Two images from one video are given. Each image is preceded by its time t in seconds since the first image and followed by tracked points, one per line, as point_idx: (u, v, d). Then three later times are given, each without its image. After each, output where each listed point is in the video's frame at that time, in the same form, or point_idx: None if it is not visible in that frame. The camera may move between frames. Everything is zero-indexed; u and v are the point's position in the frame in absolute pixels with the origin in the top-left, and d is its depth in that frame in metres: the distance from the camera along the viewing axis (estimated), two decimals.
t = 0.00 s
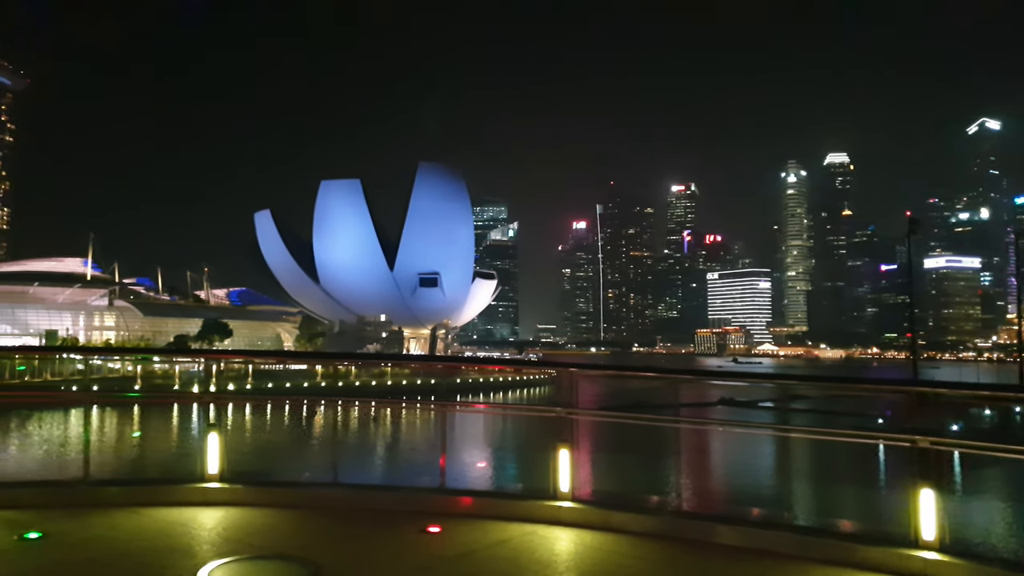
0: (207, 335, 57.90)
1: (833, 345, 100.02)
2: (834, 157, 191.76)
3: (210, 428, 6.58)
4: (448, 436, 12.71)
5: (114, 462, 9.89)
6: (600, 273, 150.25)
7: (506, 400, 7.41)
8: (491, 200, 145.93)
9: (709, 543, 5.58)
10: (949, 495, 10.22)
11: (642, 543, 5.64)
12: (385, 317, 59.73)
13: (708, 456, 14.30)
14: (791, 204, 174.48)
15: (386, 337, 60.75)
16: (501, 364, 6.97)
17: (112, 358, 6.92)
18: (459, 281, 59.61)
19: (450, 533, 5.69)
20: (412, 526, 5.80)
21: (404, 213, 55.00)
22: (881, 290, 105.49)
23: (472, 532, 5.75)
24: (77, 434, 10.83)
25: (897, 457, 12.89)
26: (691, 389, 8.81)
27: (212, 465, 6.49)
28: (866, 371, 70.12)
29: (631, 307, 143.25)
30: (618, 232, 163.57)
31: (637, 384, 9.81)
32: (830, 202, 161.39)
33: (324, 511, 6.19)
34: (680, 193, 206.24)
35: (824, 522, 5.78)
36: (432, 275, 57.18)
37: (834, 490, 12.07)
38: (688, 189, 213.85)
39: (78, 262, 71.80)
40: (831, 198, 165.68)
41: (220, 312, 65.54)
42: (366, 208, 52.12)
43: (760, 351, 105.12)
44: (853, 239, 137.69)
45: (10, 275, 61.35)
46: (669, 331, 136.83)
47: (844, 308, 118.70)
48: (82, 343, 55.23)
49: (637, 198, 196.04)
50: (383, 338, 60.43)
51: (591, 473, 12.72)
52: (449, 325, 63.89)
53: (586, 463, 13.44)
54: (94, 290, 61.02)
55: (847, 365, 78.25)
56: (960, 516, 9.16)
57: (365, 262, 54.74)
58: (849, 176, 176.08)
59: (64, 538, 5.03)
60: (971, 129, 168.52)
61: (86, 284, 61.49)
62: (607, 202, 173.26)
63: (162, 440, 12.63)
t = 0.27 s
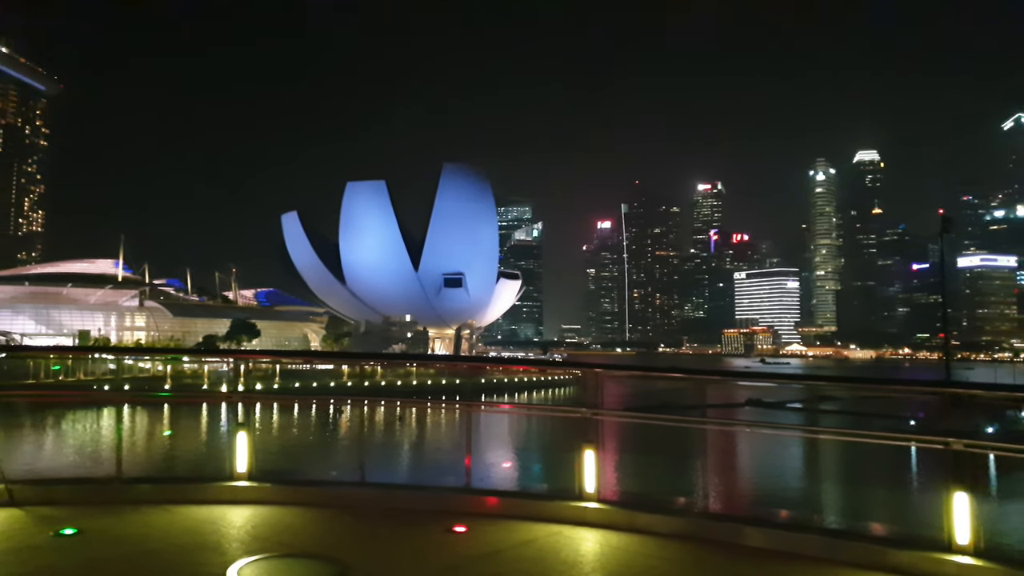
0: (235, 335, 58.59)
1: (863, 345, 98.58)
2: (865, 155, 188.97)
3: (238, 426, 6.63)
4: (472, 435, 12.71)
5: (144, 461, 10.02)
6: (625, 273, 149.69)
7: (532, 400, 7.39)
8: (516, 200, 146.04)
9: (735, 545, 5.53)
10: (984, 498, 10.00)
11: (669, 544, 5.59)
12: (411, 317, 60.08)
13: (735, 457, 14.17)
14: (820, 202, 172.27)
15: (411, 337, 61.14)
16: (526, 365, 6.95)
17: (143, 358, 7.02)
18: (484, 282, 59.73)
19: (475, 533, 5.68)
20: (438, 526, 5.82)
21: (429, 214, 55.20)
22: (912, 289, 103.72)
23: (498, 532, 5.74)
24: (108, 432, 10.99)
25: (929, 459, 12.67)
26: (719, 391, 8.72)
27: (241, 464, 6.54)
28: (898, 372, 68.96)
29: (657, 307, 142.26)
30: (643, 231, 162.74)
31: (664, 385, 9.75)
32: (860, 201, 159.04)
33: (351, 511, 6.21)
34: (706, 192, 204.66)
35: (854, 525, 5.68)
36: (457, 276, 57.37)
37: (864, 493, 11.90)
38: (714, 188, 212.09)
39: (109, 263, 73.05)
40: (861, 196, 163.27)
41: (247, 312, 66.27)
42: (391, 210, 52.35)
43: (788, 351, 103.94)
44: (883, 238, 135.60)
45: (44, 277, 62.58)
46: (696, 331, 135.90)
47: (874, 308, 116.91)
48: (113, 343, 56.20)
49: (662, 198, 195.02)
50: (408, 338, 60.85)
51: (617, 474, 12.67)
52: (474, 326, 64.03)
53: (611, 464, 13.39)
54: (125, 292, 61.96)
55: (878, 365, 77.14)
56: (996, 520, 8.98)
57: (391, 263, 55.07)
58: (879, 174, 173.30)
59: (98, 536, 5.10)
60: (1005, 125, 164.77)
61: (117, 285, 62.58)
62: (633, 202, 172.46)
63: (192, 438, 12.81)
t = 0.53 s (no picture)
0: (265, 335, 59.26)
1: (896, 346, 97.05)
2: (897, 152, 185.89)
3: (268, 427, 6.71)
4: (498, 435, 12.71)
5: (178, 460, 10.15)
6: (652, 273, 148.95)
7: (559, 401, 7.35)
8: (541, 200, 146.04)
9: (764, 546, 5.47)
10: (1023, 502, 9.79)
11: (697, 546, 5.55)
12: (437, 317, 60.44)
13: (764, 458, 14.04)
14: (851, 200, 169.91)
15: (438, 337, 61.56)
16: (553, 365, 6.92)
17: (174, 358, 7.12)
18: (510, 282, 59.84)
19: (503, 533, 5.68)
20: (466, 525, 5.83)
21: (455, 214, 55.32)
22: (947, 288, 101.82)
23: (525, 532, 5.74)
24: (143, 432, 11.17)
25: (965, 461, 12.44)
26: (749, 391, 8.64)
27: (271, 463, 6.61)
28: (932, 373, 67.80)
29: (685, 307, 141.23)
30: (671, 231, 161.72)
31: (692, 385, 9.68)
32: (893, 198, 156.47)
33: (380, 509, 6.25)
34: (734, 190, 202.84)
35: (887, 527, 5.59)
36: (483, 276, 57.58)
37: (897, 495, 11.73)
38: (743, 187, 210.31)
39: (142, 265, 74.21)
40: (893, 194, 160.64)
41: (277, 313, 66.97)
42: (417, 211, 52.57)
43: (818, 351, 102.64)
44: (916, 236, 133.29)
45: (79, 279, 63.74)
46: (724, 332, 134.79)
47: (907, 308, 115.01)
48: (146, 343, 57.11)
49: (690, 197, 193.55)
50: (435, 338, 61.28)
51: (644, 474, 12.61)
52: (500, 326, 64.16)
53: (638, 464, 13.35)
54: (157, 293, 62.87)
55: (912, 366, 75.79)
56: None
57: (417, 263, 55.40)
58: (912, 171, 170.44)
59: (134, 533, 5.20)
60: None
61: (150, 287, 63.55)
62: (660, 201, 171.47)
63: (222, 438, 13.00)
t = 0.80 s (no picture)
0: (295, 336, 59.85)
1: (931, 346, 95.16)
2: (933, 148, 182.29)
3: (298, 426, 6.76)
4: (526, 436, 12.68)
5: (209, 458, 10.26)
6: (680, 272, 147.94)
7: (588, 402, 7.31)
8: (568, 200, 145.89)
9: (796, 549, 5.39)
10: None
11: (728, 547, 5.48)
12: (464, 317, 60.64)
13: (795, 460, 13.84)
14: (884, 198, 167.01)
15: (465, 337, 61.78)
16: (580, 365, 6.87)
17: (206, 358, 7.21)
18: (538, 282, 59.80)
19: (531, 533, 5.67)
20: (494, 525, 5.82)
21: (482, 214, 55.39)
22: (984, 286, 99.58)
23: (553, 532, 5.71)
24: (176, 430, 11.31)
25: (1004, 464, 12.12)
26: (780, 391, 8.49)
27: (301, 461, 6.66)
28: (970, 373, 66.25)
29: (715, 307, 139.96)
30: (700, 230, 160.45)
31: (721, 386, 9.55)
32: (928, 195, 153.39)
33: (409, 508, 6.26)
34: (765, 188, 200.47)
35: (921, 531, 5.47)
36: (510, 276, 57.62)
37: (933, 499, 11.48)
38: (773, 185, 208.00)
39: (174, 266, 75.32)
40: (928, 191, 157.57)
41: (306, 313, 67.57)
42: (444, 211, 52.76)
43: (851, 351, 101.07)
44: (953, 233, 130.57)
45: (113, 280, 64.89)
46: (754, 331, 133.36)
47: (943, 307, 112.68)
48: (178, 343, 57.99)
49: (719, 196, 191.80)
50: (462, 338, 61.53)
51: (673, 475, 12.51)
52: (527, 326, 64.10)
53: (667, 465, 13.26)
54: (189, 293, 63.77)
55: (949, 366, 74.17)
56: None
57: (444, 263, 55.61)
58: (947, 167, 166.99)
59: (167, 529, 5.27)
60: None
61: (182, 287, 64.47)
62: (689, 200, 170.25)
63: (253, 436, 13.15)
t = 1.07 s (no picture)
0: (324, 336, 60.34)
1: (968, 346, 93.25)
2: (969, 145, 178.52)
3: (327, 426, 6.80)
4: (553, 435, 12.62)
5: (239, 457, 10.36)
6: (709, 272, 146.82)
7: (615, 402, 7.25)
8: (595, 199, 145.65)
9: (829, 552, 5.31)
10: None
11: (761, 548, 5.42)
12: (492, 317, 60.78)
13: (827, 462, 13.66)
14: (919, 196, 164.13)
15: (492, 337, 61.97)
16: (609, 365, 6.80)
17: (238, 357, 7.29)
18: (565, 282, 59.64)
19: (560, 533, 5.66)
20: (522, 525, 5.81)
21: (509, 215, 55.44)
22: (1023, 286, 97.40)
23: (583, 533, 5.69)
24: (207, 429, 11.45)
25: None
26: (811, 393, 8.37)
27: (330, 461, 6.69)
28: (1008, 374, 64.89)
29: (745, 307, 138.55)
30: (730, 229, 158.99)
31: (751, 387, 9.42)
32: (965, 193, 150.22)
33: (437, 507, 6.28)
34: (795, 186, 197.91)
35: (959, 533, 5.34)
36: (537, 276, 57.63)
37: (971, 503, 11.24)
38: (803, 184, 205.54)
39: (205, 267, 76.33)
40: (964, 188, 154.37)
41: (335, 314, 68.11)
42: (472, 212, 52.89)
43: (885, 351, 99.37)
44: (990, 232, 127.85)
45: (146, 281, 65.93)
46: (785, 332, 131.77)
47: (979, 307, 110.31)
48: (210, 343, 58.76)
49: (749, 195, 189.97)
50: (489, 339, 61.73)
51: (702, 476, 12.41)
52: (555, 326, 64.05)
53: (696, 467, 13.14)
54: (220, 294, 64.63)
55: (987, 368, 72.66)
56: None
57: (472, 264, 55.77)
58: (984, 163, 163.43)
59: (200, 527, 5.34)
60: None
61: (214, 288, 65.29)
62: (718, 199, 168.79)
63: (283, 436, 13.29)
